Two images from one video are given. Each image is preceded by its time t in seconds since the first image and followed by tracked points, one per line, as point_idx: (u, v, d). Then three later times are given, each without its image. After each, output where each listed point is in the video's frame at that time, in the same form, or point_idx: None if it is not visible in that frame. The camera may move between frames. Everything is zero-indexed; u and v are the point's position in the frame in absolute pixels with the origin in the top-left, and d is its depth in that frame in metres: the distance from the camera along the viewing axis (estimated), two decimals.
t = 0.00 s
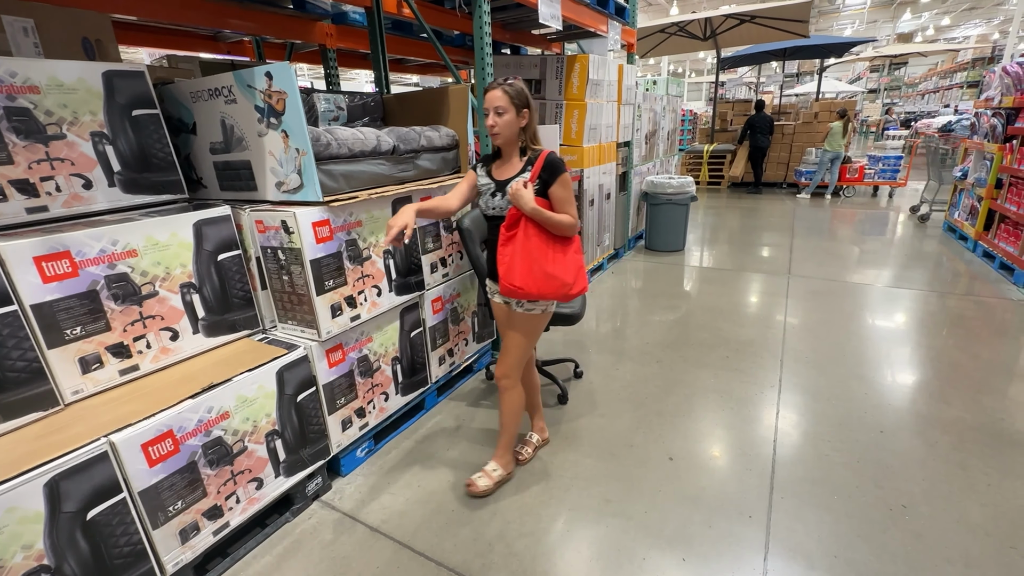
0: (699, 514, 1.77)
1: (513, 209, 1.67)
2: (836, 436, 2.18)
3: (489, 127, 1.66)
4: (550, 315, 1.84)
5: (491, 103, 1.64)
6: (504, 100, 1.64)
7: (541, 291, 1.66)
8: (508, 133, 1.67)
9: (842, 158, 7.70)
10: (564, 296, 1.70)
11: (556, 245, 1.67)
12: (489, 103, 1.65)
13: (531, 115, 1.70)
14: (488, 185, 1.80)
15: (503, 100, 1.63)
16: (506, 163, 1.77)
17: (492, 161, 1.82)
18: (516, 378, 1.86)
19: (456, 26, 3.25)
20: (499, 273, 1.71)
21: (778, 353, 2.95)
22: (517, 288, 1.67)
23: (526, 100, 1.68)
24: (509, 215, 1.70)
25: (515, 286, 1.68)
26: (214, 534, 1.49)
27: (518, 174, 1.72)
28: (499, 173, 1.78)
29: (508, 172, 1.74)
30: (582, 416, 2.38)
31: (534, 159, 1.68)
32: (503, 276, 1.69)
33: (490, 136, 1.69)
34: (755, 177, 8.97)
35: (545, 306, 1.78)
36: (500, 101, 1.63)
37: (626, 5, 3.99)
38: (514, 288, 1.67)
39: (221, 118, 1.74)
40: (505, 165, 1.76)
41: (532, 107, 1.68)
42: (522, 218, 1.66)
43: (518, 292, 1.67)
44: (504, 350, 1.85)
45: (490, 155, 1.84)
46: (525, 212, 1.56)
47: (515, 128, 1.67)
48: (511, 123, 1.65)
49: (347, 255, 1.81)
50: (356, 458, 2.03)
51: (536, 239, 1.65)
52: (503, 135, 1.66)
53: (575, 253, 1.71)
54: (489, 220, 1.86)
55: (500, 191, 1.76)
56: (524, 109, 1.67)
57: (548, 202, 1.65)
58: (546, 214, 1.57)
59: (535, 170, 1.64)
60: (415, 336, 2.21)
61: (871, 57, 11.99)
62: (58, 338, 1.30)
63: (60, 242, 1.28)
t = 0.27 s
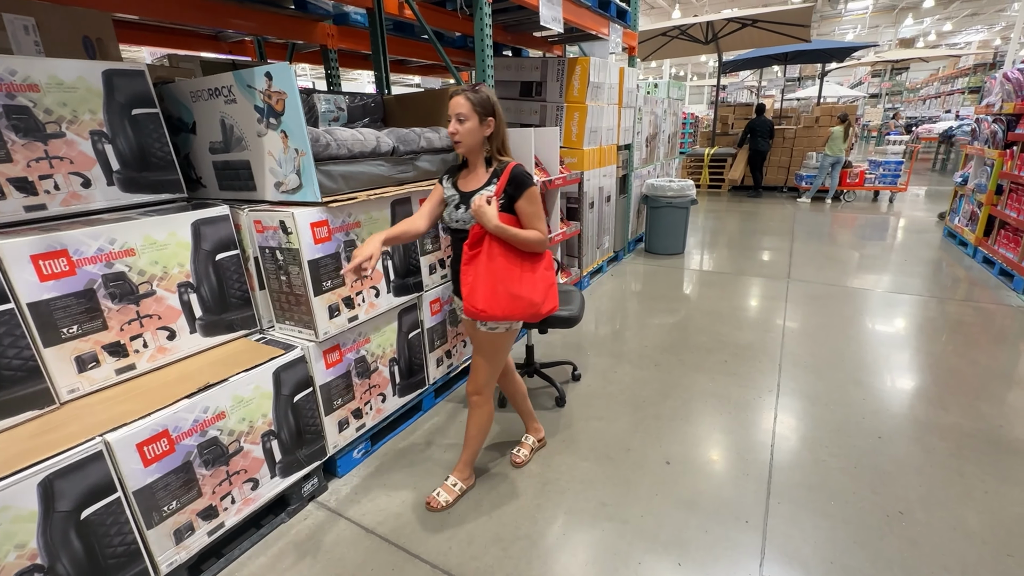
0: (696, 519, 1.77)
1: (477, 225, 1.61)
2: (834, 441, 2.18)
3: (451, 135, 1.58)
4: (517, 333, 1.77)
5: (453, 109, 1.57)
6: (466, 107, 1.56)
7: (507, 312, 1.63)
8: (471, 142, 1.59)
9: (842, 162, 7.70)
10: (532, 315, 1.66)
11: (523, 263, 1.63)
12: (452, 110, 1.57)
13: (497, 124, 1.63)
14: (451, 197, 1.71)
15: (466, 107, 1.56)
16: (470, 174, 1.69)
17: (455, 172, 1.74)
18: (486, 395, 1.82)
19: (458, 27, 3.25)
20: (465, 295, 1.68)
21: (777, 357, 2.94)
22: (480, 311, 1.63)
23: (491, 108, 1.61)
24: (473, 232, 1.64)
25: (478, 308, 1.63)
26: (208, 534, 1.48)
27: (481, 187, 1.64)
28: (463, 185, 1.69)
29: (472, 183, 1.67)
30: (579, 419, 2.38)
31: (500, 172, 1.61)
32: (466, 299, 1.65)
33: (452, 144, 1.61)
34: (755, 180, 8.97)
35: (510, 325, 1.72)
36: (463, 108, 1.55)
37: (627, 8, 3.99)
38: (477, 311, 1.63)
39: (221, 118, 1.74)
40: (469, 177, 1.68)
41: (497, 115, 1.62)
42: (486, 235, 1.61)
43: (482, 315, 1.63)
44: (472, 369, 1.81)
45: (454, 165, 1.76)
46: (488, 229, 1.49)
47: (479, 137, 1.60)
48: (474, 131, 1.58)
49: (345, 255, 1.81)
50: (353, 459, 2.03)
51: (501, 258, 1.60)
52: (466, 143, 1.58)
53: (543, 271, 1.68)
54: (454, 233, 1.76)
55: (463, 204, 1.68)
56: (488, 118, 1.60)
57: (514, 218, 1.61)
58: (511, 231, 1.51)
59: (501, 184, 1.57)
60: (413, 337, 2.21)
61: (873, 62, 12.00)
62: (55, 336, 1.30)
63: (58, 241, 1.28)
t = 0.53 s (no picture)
0: (698, 524, 1.76)
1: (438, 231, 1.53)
2: (839, 447, 2.16)
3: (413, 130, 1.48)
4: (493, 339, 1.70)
5: (416, 104, 1.47)
6: (429, 102, 1.46)
7: (468, 324, 1.53)
8: (433, 139, 1.49)
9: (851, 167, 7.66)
10: (498, 326, 1.56)
11: (488, 271, 1.54)
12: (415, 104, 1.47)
13: (465, 120, 1.52)
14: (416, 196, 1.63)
15: (429, 102, 1.45)
16: (437, 173, 1.60)
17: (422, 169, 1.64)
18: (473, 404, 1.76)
19: (466, 29, 3.27)
20: (425, 305, 1.60)
21: (782, 362, 2.93)
22: (441, 323, 1.54)
23: (456, 103, 1.49)
24: (435, 239, 1.57)
25: (439, 319, 1.55)
26: (212, 531, 1.49)
27: (445, 188, 1.55)
28: (429, 186, 1.61)
29: (436, 183, 1.57)
30: (582, 422, 2.37)
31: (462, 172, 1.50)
32: (428, 310, 1.58)
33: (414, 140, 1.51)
34: (762, 185, 8.93)
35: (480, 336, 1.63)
36: (426, 102, 1.45)
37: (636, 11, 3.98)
38: (438, 322, 1.54)
39: (230, 117, 1.76)
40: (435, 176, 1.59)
41: (465, 111, 1.51)
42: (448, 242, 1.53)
43: (443, 326, 1.55)
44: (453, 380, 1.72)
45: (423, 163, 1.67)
46: (447, 233, 1.43)
47: (442, 133, 1.50)
48: (437, 127, 1.48)
49: (351, 255, 1.82)
50: (356, 458, 2.04)
51: (464, 266, 1.52)
52: (427, 140, 1.49)
53: (512, 279, 1.58)
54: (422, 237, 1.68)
55: (426, 206, 1.59)
56: (453, 113, 1.49)
57: (478, 222, 1.51)
58: (471, 235, 1.43)
59: (461, 186, 1.47)
60: (417, 338, 2.22)
61: (882, 66, 11.92)
62: (64, 332, 1.31)
63: (68, 237, 1.29)
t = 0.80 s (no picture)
0: (704, 532, 1.75)
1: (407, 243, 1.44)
2: (848, 459, 2.14)
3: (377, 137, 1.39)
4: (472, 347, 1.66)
5: (381, 110, 1.37)
6: (395, 108, 1.37)
7: (441, 340, 1.45)
8: (399, 147, 1.40)
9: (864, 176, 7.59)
10: (473, 340, 1.49)
11: (461, 283, 1.46)
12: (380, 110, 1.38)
13: (433, 127, 1.44)
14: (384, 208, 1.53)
15: (394, 108, 1.36)
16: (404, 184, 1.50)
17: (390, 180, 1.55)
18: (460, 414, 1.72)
19: (479, 34, 3.29)
20: (396, 320, 1.51)
21: (791, 371, 2.90)
22: (412, 340, 1.45)
23: (425, 109, 1.40)
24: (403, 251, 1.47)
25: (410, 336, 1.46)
26: (221, 526, 1.51)
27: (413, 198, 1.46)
28: (397, 197, 1.50)
29: (404, 194, 1.48)
30: (589, 427, 2.37)
31: (429, 181, 1.41)
32: (398, 325, 1.49)
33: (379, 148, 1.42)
34: (773, 192, 8.88)
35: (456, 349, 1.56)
36: (392, 108, 1.36)
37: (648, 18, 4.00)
38: (409, 339, 1.46)
39: (247, 119, 1.79)
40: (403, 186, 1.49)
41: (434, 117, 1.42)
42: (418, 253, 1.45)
43: (414, 343, 1.46)
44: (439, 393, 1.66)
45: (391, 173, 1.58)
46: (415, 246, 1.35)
47: (409, 141, 1.41)
48: (403, 134, 1.39)
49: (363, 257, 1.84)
50: (363, 458, 2.05)
51: (435, 279, 1.44)
52: (393, 148, 1.39)
53: (488, 288, 1.51)
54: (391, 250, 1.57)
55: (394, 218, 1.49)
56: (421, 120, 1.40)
57: (449, 232, 1.42)
58: (441, 247, 1.35)
59: (429, 196, 1.38)
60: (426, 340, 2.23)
61: (897, 75, 11.81)
62: (82, 327, 1.34)
63: (88, 235, 1.33)
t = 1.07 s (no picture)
0: (703, 539, 1.75)
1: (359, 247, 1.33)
2: (852, 469, 2.13)
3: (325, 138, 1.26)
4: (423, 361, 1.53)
5: (329, 109, 1.25)
6: (345, 107, 1.24)
7: (397, 348, 1.36)
8: (350, 149, 1.28)
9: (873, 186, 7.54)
10: (429, 348, 1.41)
11: (417, 288, 1.37)
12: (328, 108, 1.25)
13: (386, 128, 1.33)
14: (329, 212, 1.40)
15: (344, 107, 1.24)
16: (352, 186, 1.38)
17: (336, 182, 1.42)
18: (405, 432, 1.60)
19: (488, 40, 3.33)
20: (347, 329, 1.39)
21: (795, 380, 2.89)
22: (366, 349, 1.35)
23: (376, 109, 1.29)
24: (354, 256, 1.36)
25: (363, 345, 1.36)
26: (224, 520, 1.53)
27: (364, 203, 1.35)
28: (346, 200, 1.37)
29: (353, 198, 1.36)
30: (591, 431, 2.38)
31: (383, 184, 1.31)
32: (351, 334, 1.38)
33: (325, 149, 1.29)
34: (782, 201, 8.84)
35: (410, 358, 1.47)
36: (341, 108, 1.24)
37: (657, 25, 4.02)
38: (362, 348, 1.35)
39: (259, 120, 1.82)
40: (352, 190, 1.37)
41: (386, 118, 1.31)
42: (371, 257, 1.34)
43: (368, 352, 1.36)
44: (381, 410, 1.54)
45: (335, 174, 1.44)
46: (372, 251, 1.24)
47: (360, 144, 1.29)
48: (353, 136, 1.27)
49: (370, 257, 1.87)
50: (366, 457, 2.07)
51: (389, 285, 1.33)
52: (343, 150, 1.27)
53: (443, 293, 1.43)
54: (338, 256, 1.43)
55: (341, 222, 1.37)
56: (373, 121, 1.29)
57: (403, 237, 1.33)
58: (398, 252, 1.26)
59: (384, 200, 1.29)
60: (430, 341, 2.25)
61: (909, 85, 11.74)
62: (94, 321, 1.37)
63: (102, 231, 1.36)
